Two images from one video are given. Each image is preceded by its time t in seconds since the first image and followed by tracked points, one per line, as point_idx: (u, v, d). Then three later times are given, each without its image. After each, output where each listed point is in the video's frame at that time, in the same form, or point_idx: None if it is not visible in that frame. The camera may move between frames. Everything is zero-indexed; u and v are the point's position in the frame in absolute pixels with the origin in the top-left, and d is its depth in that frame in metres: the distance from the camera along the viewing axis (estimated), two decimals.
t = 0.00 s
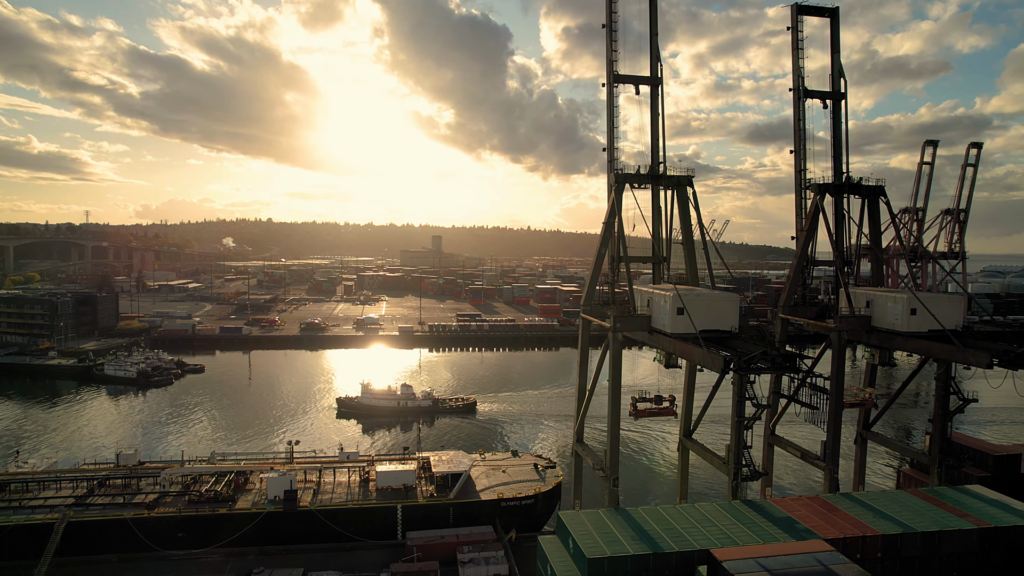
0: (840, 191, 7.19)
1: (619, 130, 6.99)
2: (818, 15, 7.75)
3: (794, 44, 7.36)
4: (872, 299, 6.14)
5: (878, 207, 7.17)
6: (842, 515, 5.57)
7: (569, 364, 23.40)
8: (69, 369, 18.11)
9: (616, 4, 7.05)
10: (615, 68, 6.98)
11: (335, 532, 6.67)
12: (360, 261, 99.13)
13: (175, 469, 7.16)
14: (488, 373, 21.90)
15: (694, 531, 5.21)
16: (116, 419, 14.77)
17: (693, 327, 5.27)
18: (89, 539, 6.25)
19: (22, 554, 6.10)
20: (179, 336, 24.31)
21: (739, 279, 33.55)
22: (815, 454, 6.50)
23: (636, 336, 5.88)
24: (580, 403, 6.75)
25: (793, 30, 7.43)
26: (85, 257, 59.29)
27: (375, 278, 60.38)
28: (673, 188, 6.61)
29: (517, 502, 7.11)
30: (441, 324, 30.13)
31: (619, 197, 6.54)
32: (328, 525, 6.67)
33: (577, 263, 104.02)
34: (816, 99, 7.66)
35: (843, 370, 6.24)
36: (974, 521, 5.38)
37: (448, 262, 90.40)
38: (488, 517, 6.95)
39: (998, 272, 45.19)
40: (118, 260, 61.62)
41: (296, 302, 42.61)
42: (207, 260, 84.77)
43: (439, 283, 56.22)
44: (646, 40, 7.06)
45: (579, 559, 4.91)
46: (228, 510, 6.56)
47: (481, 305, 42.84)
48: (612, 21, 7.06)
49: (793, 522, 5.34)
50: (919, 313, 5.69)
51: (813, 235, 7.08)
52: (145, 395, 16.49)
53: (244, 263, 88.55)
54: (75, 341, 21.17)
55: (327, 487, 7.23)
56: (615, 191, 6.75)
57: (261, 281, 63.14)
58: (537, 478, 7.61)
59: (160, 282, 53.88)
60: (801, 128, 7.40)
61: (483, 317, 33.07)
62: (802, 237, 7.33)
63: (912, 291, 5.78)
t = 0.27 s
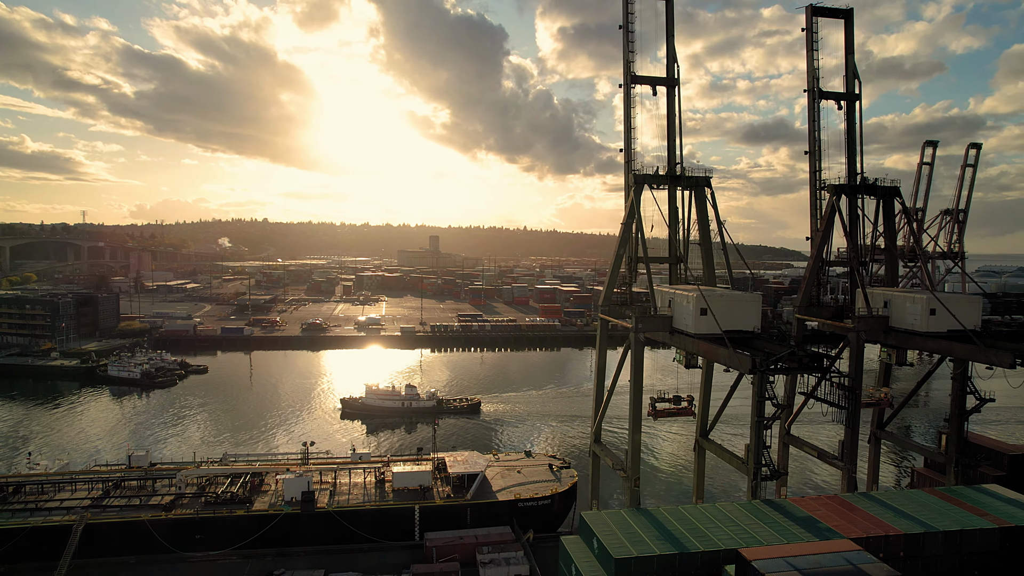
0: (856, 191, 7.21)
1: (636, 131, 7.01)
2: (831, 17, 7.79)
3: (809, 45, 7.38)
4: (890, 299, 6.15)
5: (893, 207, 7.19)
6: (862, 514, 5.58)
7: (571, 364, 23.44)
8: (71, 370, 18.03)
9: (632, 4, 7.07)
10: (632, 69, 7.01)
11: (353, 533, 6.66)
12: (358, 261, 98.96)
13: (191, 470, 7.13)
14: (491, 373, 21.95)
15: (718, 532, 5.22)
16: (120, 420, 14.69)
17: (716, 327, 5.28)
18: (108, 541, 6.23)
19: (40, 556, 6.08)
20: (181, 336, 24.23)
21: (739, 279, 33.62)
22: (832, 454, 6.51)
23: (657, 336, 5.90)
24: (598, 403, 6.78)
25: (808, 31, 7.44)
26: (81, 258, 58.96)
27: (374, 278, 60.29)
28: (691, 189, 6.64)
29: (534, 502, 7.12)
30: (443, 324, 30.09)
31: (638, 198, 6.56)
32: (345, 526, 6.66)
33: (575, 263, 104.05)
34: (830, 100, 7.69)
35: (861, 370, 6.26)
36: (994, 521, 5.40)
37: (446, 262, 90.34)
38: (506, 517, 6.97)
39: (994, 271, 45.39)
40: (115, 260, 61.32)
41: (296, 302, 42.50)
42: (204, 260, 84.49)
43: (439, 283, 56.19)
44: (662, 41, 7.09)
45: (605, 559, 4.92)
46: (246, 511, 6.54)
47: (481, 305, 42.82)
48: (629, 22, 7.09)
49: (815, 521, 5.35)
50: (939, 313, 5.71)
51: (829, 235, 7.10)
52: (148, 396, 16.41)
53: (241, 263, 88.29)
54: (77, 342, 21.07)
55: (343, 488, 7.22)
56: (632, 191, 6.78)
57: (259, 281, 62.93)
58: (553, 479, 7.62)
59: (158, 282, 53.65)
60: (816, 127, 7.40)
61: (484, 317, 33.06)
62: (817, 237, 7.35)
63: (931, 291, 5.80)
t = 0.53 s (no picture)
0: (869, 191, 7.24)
1: (650, 131, 7.04)
2: (842, 18, 7.82)
3: (821, 47, 7.41)
4: (905, 299, 6.19)
5: (907, 207, 7.21)
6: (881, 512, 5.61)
7: (571, 364, 23.48)
8: (71, 371, 17.91)
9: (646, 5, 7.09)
10: (646, 70, 7.04)
11: (369, 534, 6.65)
12: (354, 261, 98.82)
13: (205, 472, 7.08)
14: (491, 373, 21.98)
15: (739, 531, 5.23)
16: (122, 421, 14.60)
17: (738, 328, 5.31)
18: (125, 542, 6.21)
19: (55, 559, 6.05)
20: (180, 337, 24.12)
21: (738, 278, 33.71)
22: (847, 453, 6.54)
23: (676, 337, 5.92)
24: (615, 402, 6.81)
25: (820, 32, 7.48)
26: (75, 258, 58.54)
27: (371, 279, 60.19)
28: (707, 189, 6.68)
29: (549, 503, 7.13)
30: (442, 325, 30.06)
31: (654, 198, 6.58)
32: (360, 528, 6.64)
33: (571, 263, 104.16)
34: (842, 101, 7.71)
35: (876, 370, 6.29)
36: (1011, 520, 5.44)
37: (443, 262, 90.27)
38: (521, 518, 6.97)
39: (988, 270, 45.72)
40: (110, 261, 60.95)
41: (294, 303, 42.37)
42: (199, 261, 84.12)
43: (436, 283, 56.17)
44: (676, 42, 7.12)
45: (629, 560, 4.93)
46: (262, 513, 6.52)
47: (480, 306, 42.82)
48: (643, 22, 7.10)
49: (834, 520, 5.38)
50: (956, 313, 5.76)
51: (842, 236, 7.14)
52: (149, 397, 16.32)
53: (237, 263, 87.91)
54: (76, 343, 20.95)
55: (357, 489, 7.19)
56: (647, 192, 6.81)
57: (255, 282, 62.69)
58: (567, 479, 7.63)
59: (153, 283, 53.36)
60: (828, 128, 7.43)
61: (483, 317, 33.06)
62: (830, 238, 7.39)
63: (948, 290, 5.85)
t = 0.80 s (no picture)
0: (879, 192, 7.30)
1: (664, 132, 7.07)
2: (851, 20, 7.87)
3: (831, 48, 7.47)
4: (918, 299, 6.25)
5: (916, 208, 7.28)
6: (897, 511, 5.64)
7: (571, 364, 23.51)
8: (70, 372, 17.78)
9: (660, 6, 7.11)
10: (660, 71, 7.08)
11: (384, 535, 6.64)
12: (349, 261, 98.49)
13: (217, 474, 7.04)
14: (491, 373, 21.98)
15: (759, 530, 5.25)
16: (124, 422, 14.50)
17: (757, 328, 5.36)
18: (139, 545, 6.17)
19: (69, 562, 6.00)
20: (178, 338, 23.97)
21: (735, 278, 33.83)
22: (859, 452, 6.59)
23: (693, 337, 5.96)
24: (629, 401, 6.83)
25: (831, 34, 7.53)
26: (67, 259, 58.02)
27: (366, 279, 60.03)
28: (721, 190, 6.72)
29: (563, 503, 7.14)
30: (441, 325, 30.01)
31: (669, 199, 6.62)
32: (375, 529, 6.62)
33: (567, 263, 104.25)
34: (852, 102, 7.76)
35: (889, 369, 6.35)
36: None
37: (438, 262, 90.13)
38: (535, 518, 6.98)
39: (981, 271, 46.11)
40: (104, 261, 60.49)
41: (290, 303, 42.20)
42: (193, 261, 83.61)
43: (432, 284, 56.08)
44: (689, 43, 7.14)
45: (652, 559, 4.95)
46: (276, 514, 6.49)
47: (477, 306, 42.75)
48: (657, 24, 7.14)
49: (851, 518, 5.41)
50: (970, 313, 5.82)
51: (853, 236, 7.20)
52: (149, 398, 16.21)
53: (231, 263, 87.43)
54: (73, 344, 20.79)
55: (370, 490, 7.17)
56: (661, 193, 6.85)
57: (250, 282, 62.37)
58: (580, 479, 7.64)
59: (147, 283, 52.99)
60: (838, 129, 7.49)
61: (481, 318, 33.03)
62: (840, 239, 7.45)
63: (961, 291, 5.91)
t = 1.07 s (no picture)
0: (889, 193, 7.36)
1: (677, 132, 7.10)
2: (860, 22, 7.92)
3: (841, 50, 7.52)
4: (930, 298, 6.30)
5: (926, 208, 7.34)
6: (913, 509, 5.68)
7: (565, 363, 23.60)
8: (68, 374, 17.66)
9: (672, 8, 7.14)
10: (673, 72, 7.11)
11: (398, 536, 6.61)
12: (343, 261, 98.15)
13: (229, 475, 7.00)
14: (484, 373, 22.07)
15: (778, 529, 5.28)
16: (124, 424, 14.39)
17: (775, 328, 5.41)
18: (153, 547, 6.13)
19: (82, 565, 5.95)
20: (175, 339, 23.83)
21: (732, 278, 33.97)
22: (872, 451, 6.64)
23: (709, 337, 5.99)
24: (642, 400, 6.86)
25: (840, 35, 7.59)
26: (58, 259, 57.43)
27: (361, 279, 59.86)
28: (734, 191, 6.77)
29: (576, 503, 7.13)
30: (438, 325, 29.96)
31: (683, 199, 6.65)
32: (389, 530, 6.60)
33: (561, 263, 104.36)
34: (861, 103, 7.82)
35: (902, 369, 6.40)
36: None
37: (432, 262, 89.97)
38: (549, 517, 6.98)
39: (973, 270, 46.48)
40: (95, 262, 59.98)
41: (286, 303, 42.04)
42: (185, 262, 83.09)
43: (428, 284, 55.98)
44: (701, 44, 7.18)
45: (674, 558, 4.97)
46: (290, 516, 6.45)
47: (473, 306, 42.69)
48: (669, 25, 7.16)
49: (868, 517, 5.44)
50: (983, 312, 5.88)
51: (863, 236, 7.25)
52: (148, 399, 16.09)
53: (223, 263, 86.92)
54: (70, 345, 20.64)
55: (383, 491, 7.15)
56: (674, 193, 6.91)
57: (244, 282, 62.01)
58: (592, 479, 7.64)
59: (140, 284, 52.58)
60: (848, 130, 7.54)
61: (478, 318, 32.99)
62: (850, 239, 7.51)
63: (974, 291, 5.97)
